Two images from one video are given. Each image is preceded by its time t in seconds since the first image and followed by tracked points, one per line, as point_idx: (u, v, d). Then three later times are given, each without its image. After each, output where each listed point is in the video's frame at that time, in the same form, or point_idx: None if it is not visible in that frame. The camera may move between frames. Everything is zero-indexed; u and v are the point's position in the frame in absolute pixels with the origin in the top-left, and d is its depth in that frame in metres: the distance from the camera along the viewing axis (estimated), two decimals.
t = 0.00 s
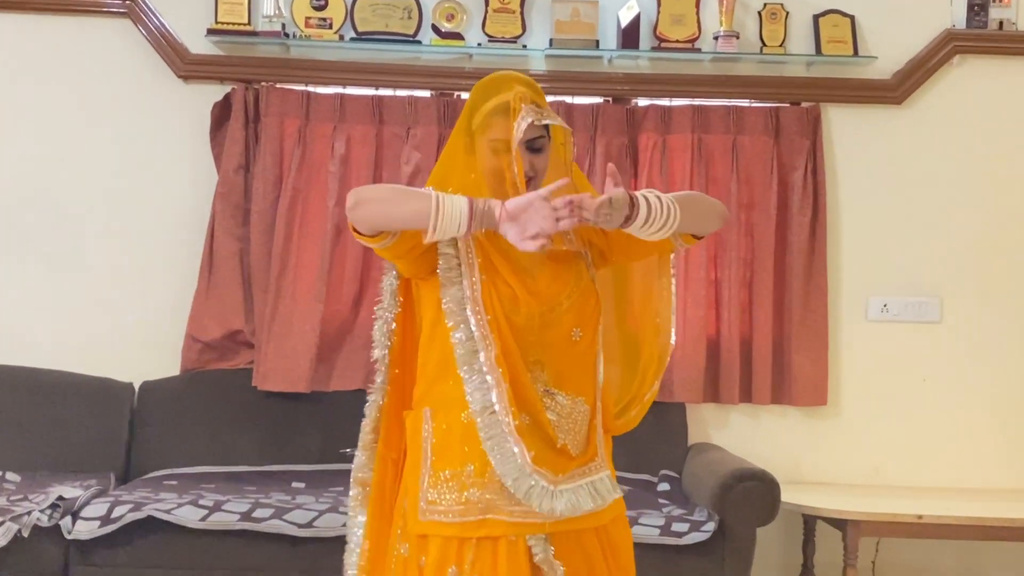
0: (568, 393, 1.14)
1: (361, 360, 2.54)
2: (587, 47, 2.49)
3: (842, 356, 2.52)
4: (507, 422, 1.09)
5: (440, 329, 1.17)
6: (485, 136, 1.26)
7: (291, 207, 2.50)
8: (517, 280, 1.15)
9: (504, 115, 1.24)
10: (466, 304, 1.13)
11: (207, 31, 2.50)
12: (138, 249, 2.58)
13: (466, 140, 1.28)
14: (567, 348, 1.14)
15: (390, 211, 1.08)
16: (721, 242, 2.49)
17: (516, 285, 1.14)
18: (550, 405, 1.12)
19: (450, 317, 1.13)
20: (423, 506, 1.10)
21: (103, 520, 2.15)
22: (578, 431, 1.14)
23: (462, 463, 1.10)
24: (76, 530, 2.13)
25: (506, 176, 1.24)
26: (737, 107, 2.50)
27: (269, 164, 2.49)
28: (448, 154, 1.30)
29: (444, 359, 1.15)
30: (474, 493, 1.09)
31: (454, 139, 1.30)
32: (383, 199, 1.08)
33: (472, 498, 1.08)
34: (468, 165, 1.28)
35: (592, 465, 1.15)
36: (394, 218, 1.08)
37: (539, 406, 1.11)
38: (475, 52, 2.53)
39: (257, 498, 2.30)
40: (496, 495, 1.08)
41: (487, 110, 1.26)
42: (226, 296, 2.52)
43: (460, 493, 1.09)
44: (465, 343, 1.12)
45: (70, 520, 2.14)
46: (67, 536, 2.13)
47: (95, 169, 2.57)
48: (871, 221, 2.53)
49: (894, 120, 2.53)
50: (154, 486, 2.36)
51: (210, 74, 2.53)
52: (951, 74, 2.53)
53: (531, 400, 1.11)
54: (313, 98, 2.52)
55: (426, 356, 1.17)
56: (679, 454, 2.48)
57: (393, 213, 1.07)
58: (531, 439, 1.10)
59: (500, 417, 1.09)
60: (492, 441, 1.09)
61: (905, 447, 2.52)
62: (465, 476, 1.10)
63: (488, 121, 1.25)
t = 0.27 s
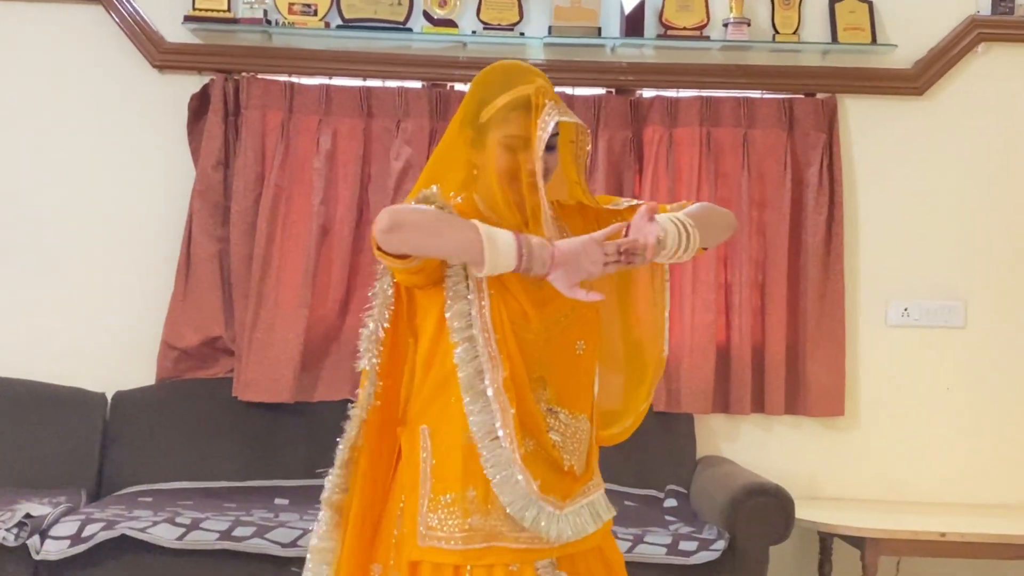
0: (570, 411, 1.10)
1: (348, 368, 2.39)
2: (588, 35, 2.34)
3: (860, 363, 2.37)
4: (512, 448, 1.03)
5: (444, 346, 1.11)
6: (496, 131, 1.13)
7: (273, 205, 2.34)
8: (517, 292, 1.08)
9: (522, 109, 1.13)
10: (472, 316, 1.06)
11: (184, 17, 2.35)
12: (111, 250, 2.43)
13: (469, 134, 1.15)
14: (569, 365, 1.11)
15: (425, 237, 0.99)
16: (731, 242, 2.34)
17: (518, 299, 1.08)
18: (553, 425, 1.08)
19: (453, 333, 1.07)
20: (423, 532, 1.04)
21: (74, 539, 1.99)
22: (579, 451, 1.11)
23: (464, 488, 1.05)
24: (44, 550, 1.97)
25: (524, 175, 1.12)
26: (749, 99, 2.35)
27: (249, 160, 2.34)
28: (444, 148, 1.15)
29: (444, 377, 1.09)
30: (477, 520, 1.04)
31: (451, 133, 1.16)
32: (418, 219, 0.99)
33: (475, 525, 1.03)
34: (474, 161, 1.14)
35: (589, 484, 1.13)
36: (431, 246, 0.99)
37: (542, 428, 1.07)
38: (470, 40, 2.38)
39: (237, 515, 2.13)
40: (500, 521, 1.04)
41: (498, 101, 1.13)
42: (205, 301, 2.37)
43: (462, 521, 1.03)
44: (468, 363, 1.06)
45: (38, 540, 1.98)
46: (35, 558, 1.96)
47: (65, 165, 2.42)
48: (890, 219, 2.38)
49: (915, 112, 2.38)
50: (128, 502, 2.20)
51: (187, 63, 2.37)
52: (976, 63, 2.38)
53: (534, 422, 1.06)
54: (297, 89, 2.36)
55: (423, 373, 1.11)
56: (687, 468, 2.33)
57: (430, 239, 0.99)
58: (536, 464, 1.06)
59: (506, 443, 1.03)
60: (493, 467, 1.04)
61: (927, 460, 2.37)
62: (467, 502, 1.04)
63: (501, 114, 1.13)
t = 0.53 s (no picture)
0: (601, 394, 1.03)
1: (337, 373, 2.28)
2: (589, 23, 2.24)
3: (874, 367, 2.26)
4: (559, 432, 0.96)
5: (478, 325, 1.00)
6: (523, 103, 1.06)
7: (259, 201, 2.23)
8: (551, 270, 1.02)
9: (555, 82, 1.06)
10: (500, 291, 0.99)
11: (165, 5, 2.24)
12: (89, 249, 2.32)
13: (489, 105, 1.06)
14: (599, 345, 1.03)
15: (536, 211, 0.88)
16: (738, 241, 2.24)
17: (553, 279, 1.02)
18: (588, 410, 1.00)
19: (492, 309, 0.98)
20: (455, 527, 0.94)
21: (49, 552, 1.86)
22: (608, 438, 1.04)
23: (502, 477, 0.96)
24: (18, 565, 1.84)
25: (554, 152, 1.05)
26: (757, 90, 2.24)
27: (234, 154, 2.23)
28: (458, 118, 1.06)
29: (476, 356, 0.99)
30: (517, 512, 0.95)
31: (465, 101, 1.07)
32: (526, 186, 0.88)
33: (516, 517, 0.94)
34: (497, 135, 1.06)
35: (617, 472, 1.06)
36: (535, 219, 0.89)
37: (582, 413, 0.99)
38: (465, 28, 2.28)
39: (222, 527, 2.02)
40: (540, 511, 0.96)
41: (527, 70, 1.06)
42: (187, 302, 2.25)
43: (501, 512, 0.94)
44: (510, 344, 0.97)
45: (11, 554, 1.86)
46: (8, 572, 1.84)
47: (41, 160, 2.31)
48: (905, 216, 2.27)
49: (931, 104, 2.27)
50: (106, 514, 2.08)
51: (169, 53, 2.26)
52: (995, 52, 2.27)
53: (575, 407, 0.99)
54: (284, 80, 2.25)
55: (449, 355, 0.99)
56: (693, 477, 2.23)
57: (536, 212, 0.88)
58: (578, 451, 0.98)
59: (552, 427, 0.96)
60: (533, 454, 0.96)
61: (943, 467, 2.27)
62: (504, 491, 0.95)
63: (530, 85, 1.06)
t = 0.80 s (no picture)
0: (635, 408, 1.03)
1: (330, 373, 2.22)
2: (588, 13, 2.17)
3: (882, 366, 2.20)
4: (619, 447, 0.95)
5: (520, 341, 0.94)
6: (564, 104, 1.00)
7: (249, 197, 2.17)
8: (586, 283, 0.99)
9: (594, 81, 1.01)
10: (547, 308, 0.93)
11: None
12: (75, 245, 2.25)
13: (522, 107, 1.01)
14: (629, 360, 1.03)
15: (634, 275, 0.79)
16: (742, 237, 2.17)
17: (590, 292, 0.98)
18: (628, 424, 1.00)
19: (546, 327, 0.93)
20: (522, 552, 0.88)
21: (34, 558, 1.80)
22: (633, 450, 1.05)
23: (564, 494, 0.93)
24: None
25: (593, 155, 1.02)
26: (762, 82, 2.18)
27: (223, 147, 2.17)
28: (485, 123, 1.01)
29: (526, 374, 0.94)
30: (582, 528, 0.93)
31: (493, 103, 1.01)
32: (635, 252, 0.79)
33: (583, 533, 0.92)
34: (535, 138, 1.00)
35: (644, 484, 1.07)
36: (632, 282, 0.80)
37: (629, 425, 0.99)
38: (461, 19, 2.21)
39: (211, 532, 1.96)
40: (600, 527, 0.94)
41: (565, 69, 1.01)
42: (175, 300, 2.19)
43: (569, 531, 0.91)
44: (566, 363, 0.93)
45: None
46: None
47: (24, 154, 2.25)
48: (914, 212, 2.21)
49: (941, 96, 2.21)
50: (92, 518, 2.01)
51: (156, 44, 2.20)
52: (1006, 43, 2.21)
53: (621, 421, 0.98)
54: (276, 72, 2.19)
55: (497, 372, 0.94)
56: (696, 479, 2.17)
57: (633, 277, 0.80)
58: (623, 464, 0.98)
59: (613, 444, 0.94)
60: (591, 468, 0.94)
61: (954, 470, 2.21)
62: (566, 508, 0.93)
63: (573, 85, 1.00)
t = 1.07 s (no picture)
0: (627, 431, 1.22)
1: (324, 371, 2.17)
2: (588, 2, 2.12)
3: (887, 364, 2.16)
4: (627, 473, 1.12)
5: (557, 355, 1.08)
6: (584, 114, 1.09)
7: (241, 191, 2.12)
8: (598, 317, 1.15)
9: (610, 93, 1.11)
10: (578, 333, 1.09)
11: None
12: (63, 241, 2.20)
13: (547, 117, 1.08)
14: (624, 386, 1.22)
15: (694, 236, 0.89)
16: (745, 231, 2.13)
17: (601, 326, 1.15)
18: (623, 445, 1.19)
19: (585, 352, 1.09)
20: (546, 563, 1.03)
21: (21, 560, 1.75)
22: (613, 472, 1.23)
23: (585, 510, 1.07)
24: None
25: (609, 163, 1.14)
26: (765, 73, 2.13)
27: (214, 140, 2.11)
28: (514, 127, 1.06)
29: (563, 392, 1.08)
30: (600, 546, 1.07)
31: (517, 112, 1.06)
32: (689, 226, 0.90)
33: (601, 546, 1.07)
34: (562, 143, 1.09)
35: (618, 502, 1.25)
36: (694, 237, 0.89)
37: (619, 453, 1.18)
38: (457, 8, 2.16)
39: (202, 533, 1.91)
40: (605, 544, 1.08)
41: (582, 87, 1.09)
42: (165, 296, 2.14)
43: (586, 545, 1.06)
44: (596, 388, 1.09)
45: None
46: None
47: (10, 147, 2.20)
48: (920, 206, 2.16)
49: (948, 87, 2.16)
50: (80, 519, 1.96)
51: (145, 34, 2.14)
52: (1015, 33, 2.16)
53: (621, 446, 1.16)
54: (267, 63, 2.14)
55: (542, 388, 1.06)
56: (698, 480, 2.12)
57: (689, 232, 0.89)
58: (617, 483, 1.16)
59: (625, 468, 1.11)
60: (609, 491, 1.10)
61: (961, 469, 2.16)
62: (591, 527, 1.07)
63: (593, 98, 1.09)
